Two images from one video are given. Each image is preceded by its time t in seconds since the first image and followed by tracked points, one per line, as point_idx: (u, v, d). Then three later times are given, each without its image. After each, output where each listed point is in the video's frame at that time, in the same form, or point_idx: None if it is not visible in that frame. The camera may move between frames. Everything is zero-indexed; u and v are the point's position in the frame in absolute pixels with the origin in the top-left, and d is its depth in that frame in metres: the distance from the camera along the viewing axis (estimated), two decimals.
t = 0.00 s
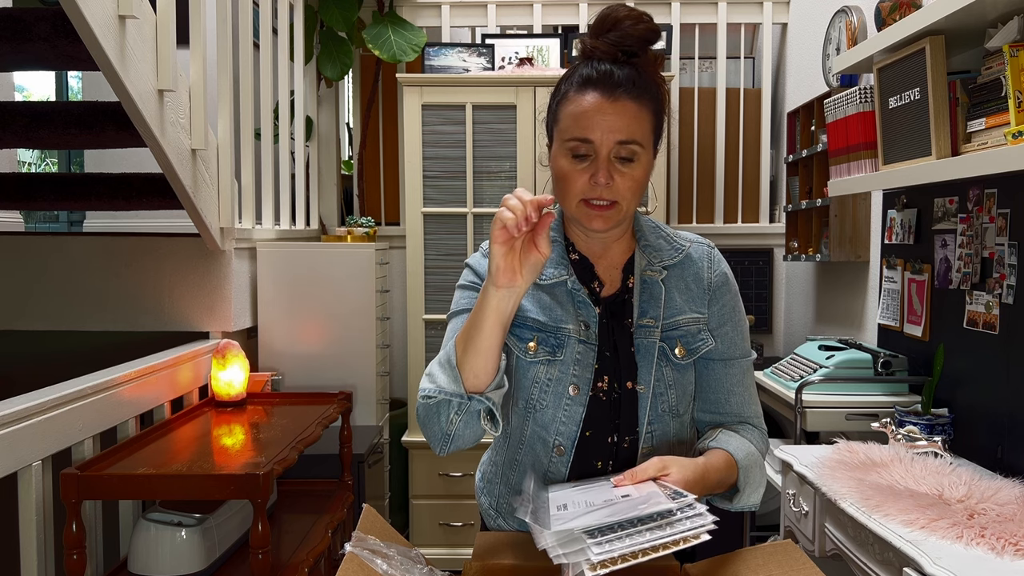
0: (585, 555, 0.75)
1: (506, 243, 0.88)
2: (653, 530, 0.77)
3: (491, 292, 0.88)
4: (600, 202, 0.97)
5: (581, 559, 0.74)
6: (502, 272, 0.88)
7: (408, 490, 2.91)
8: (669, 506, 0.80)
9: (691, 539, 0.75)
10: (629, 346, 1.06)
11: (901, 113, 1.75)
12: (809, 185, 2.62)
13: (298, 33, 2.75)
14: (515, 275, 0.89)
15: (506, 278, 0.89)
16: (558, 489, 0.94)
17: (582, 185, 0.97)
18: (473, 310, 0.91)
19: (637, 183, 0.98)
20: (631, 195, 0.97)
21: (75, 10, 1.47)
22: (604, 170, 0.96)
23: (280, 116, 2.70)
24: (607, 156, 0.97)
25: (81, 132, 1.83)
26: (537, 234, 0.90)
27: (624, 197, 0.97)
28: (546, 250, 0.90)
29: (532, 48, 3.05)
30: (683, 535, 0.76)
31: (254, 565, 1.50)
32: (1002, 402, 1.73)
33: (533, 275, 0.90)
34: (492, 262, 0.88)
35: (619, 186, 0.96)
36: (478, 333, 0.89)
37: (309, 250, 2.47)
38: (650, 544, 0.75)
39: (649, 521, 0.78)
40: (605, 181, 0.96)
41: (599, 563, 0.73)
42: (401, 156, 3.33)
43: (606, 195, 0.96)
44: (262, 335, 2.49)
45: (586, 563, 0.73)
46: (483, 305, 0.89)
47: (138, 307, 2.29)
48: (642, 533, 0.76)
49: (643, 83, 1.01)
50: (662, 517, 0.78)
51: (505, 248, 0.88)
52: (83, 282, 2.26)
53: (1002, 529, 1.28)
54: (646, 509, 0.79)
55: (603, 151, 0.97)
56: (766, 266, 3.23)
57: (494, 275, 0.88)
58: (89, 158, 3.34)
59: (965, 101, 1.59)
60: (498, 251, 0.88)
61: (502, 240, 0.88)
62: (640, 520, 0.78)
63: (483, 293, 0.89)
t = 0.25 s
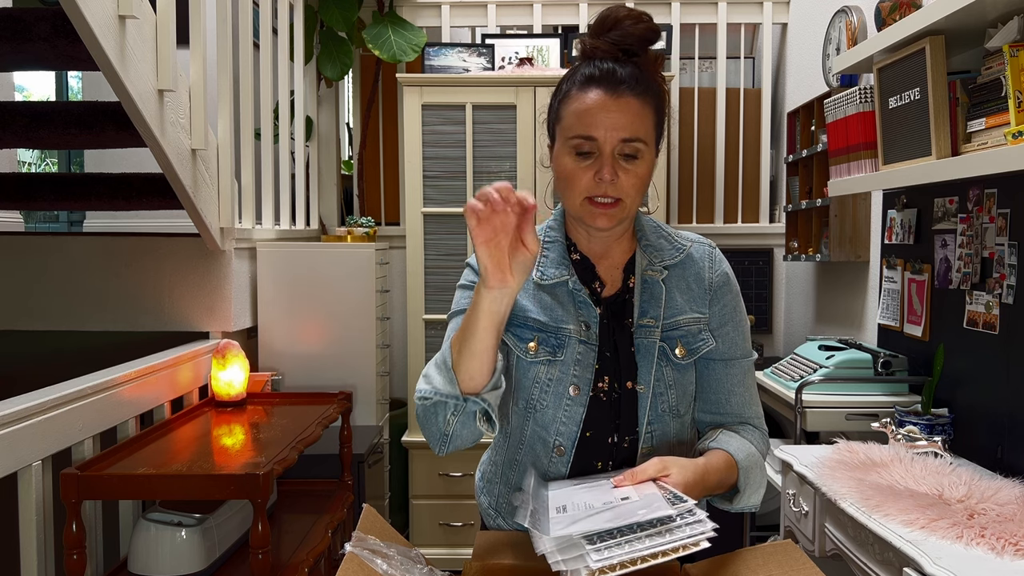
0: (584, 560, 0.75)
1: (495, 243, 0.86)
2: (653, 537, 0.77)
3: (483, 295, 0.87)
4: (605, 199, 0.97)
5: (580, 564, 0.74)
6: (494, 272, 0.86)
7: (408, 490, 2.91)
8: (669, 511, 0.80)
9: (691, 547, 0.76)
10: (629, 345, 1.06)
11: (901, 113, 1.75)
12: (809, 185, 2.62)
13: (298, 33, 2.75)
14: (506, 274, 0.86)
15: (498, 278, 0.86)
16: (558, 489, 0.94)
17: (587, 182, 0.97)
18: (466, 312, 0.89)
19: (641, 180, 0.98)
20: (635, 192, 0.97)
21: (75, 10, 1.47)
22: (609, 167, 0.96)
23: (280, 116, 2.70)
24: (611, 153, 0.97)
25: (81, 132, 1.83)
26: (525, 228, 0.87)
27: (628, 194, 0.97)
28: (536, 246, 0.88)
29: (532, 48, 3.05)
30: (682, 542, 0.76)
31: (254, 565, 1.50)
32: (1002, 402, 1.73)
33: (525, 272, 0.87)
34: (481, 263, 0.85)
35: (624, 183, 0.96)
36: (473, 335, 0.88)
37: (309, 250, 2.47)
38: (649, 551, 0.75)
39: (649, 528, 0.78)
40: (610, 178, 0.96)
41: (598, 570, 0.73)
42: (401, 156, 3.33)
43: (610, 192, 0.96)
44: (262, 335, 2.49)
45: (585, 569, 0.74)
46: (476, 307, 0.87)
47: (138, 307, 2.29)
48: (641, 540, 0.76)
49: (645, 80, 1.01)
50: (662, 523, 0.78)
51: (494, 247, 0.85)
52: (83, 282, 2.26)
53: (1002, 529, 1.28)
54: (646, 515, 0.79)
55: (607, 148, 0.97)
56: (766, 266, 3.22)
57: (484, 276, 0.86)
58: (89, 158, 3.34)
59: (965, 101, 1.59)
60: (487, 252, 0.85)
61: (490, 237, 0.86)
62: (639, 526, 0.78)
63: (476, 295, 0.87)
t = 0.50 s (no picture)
0: (587, 559, 0.75)
1: (502, 223, 0.90)
2: (656, 534, 0.76)
3: (491, 273, 0.89)
4: (608, 198, 0.97)
5: (583, 563, 0.75)
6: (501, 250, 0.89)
7: (408, 490, 2.91)
8: (671, 508, 0.79)
9: (693, 543, 0.76)
10: (632, 343, 1.06)
11: (901, 113, 1.75)
12: (809, 185, 2.62)
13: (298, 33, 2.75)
14: (514, 253, 0.90)
15: (505, 257, 0.89)
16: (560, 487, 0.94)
17: (590, 182, 0.97)
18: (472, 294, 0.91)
19: (644, 179, 0.98)
20: (638, 191, 0.97)
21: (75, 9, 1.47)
22: (612, 166, 0.96)
23: (280, 116, 2.70)
24: (614, 152, 0.97)
25: (81, 132, 1.83)
26: (530, 211, 0.92)
27: (631, 193, 0.96)
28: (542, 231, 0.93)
29: (532, 48, 3.05)
30: (685, 539, 0.76)
31: (255, 565, 1.50)
32: (1002, 402, 1.73)
33: (532, 251, 0.91)
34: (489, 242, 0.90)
35: (626, 182, 0.96)
36: (479, 316, 0.89)
37: (309, 250, 2.47)
38: (652, 549, 0.75)
39: (652, 525, 0.78)
40: (613, 177, 0.96)
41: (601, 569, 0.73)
42: (401, 156, 3.33)
43: (613, 191, 0.96)
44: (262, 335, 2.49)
45: (587, 569, 0.74)
46: (483, 286, 0.89)
47: (138, 307, 2.29)
48: (644, 538, 0.76)
49: (648, 79, 1.01)
50: (665, 521, 0.78)
51: (501, 227, 0.90)
52: (83, 282, 2.26)
53: (1002, 529, 1.28)
54: (648, 512, 0.79)
55: (609, 147, 0.97)
56: (766, 266, 3.22)
57: (492, 254, 0.89)
58: (89, 158, 3.34)
59: (965, 101, 1.59)
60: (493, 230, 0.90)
61: (498, 218, 0.90)
62: (642, 524, 0.78)
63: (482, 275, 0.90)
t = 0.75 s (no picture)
0: (586, 559, 0.75)
1: (514, 223, 0.89)
2: (655, 535, 0.76)
3: (499, 272, 0.88)
4: (608, 197, 0.97)
5: (582, 563, 0.75)
6: (510, 250, 0.88)
7: (408, 490, 2.91)
8: (671, 509, 0.79)
9: (692, 544, 0.75)
10: (634, 344, 1.05)
11: (901, 113, 1.75)
12: (809, 185, 2.62)
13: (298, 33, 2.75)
14: (523, 254, 0.89)
15: (513, 257, 0.88)
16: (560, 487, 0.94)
17: (591, 181, 0.97)
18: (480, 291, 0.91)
19: (645, 179, 0.98)
20: (639, 190, 0.97)
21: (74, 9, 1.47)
22: (613, 165, 0.96)
23: (280, 116, 2.70)
24: (615, 151, 0.97)
25: (81, 132, 1.83)
26: (542, 212, 0.91)
27: (631, 192, 0.96)
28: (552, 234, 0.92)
29: (532, 48, 3.05)
30: (684, 539, 0.76)
31: (254, 565, 1.50)
32: (1002, 402, 1.73)
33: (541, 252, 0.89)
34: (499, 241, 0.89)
35: (627, 182, 0.96)
36: (485, 314, 0.88)
37: (309, 250, 2.47)
38: (651, 550, 0.75)
39: (651, 525, 0.78)
40: (613, 176, 0.96)
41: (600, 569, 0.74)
42: (401, 156, 3.33)
43: (614, 190, 0.96)
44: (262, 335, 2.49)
45: (586, 569, 0.74)
46: (491, 284, 0.88)
47: (138, 307, 2.29)
48: (643, 538, 0.76)
49: (649, 79, 1.01)
50: (664, 521, 0.78)
51: (512, 227, 0.89)
52: (83, 282, 2.26)
53: (1002, 529, 1.28)
54: (648, 512, 0.79)
55: (610, 146, 0.97)
56: (766, 266, 3.22)
57: (501, 253, 0.88)
58: (89, 158, 3.34)
59: (965, 101, 1.59)
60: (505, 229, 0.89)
61: (509, 218, 0.90)
62: (642, 524, 0.78)
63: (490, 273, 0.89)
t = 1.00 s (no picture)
0: (588, 562, 0.74)
1: (550, 259, 0.80)
2: (658, 538, 0.76)
3: (521, 301, 0.82)
4: (610, 193, 0.96)
5: (584, 566, 0.74)
6: (537, 286, 0.81)
7: (408, 490, 2.91)
8: (673, 513, 0.79)
9: (694, 546, 0.76)
10: (635, 344, 1.06)
11: (901, 113, 1.75)
12: (809, 185, 2.62)
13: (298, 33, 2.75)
14: (550, 292, 0.82)
15: (540, 293, 0.82)
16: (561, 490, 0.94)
17: (592, 178, 0.96)
18: (501, 309, 0.85)
19: (646, 175, 0.98)
20: (640, 186, 0.97)
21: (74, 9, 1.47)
22: (614, 160, 0.96)
23: (280, 116, 2.70)
24: (616, 146, 0.97)
25: (81, 132, 1.83)
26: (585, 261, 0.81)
27: (633, 188, 0.96)
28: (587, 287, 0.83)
29: (532, 48, 3.05)
30: (686, 542, 0.76)
31: (254, 565, 1.50)
32: (1002, 401, 1.73)
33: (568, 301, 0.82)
34: (530, 270, 0.81)
35: (629, 177, 0.96)
36: (500, 332, 0.85)
37: (309, 250, 2.47)
38: (653, 553, 0.75)
39: (654, 529, 0.78)
40: (615, 171, 0.95)
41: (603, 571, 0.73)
42: (401, 156, 3.33)
43: (616, 186, 0.96)
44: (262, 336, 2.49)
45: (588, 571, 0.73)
46: (510, 308, 0.83)
47: (138, 307, 2.29)
48: (646, 542, 0.76)
49: (650, 78, 1.01)
50: (667, 524, 0.78)
51: (547, 263, 0.80)
52: (83, 282, 2.27)
53: (1002, 529, 1.28)
54: (650, 516, 0.79)
55: (612, 141, 0.97)
56: (766, 266, 3.22)
57: (528, 284, 0.81)
58: (90, 158, 3.34)
59: (965, 101, 1.59)
60: (538, 263, 0.81)
61: (546, 253, 0.80)
62: (644, 528, 0.78)
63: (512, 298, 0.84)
